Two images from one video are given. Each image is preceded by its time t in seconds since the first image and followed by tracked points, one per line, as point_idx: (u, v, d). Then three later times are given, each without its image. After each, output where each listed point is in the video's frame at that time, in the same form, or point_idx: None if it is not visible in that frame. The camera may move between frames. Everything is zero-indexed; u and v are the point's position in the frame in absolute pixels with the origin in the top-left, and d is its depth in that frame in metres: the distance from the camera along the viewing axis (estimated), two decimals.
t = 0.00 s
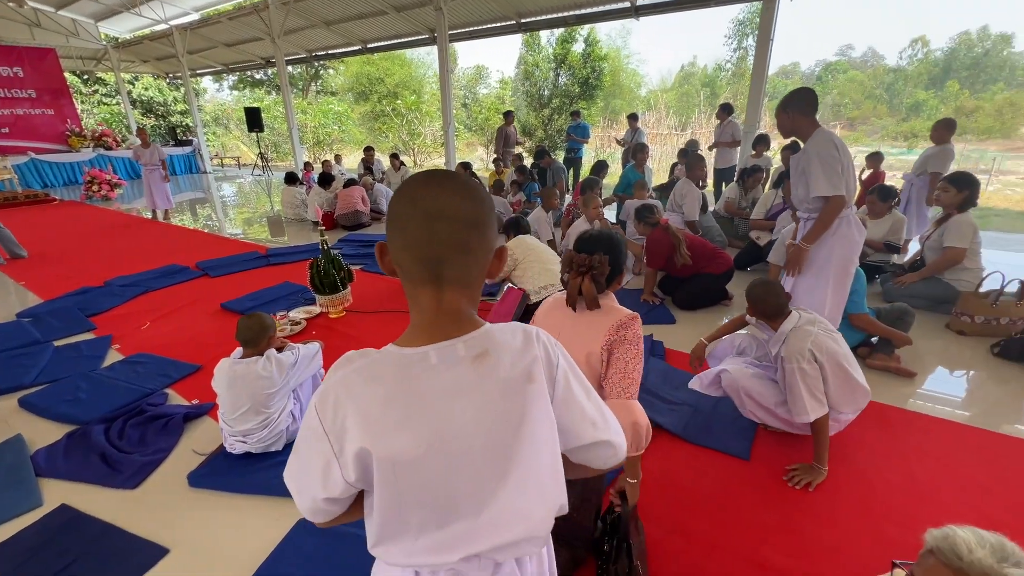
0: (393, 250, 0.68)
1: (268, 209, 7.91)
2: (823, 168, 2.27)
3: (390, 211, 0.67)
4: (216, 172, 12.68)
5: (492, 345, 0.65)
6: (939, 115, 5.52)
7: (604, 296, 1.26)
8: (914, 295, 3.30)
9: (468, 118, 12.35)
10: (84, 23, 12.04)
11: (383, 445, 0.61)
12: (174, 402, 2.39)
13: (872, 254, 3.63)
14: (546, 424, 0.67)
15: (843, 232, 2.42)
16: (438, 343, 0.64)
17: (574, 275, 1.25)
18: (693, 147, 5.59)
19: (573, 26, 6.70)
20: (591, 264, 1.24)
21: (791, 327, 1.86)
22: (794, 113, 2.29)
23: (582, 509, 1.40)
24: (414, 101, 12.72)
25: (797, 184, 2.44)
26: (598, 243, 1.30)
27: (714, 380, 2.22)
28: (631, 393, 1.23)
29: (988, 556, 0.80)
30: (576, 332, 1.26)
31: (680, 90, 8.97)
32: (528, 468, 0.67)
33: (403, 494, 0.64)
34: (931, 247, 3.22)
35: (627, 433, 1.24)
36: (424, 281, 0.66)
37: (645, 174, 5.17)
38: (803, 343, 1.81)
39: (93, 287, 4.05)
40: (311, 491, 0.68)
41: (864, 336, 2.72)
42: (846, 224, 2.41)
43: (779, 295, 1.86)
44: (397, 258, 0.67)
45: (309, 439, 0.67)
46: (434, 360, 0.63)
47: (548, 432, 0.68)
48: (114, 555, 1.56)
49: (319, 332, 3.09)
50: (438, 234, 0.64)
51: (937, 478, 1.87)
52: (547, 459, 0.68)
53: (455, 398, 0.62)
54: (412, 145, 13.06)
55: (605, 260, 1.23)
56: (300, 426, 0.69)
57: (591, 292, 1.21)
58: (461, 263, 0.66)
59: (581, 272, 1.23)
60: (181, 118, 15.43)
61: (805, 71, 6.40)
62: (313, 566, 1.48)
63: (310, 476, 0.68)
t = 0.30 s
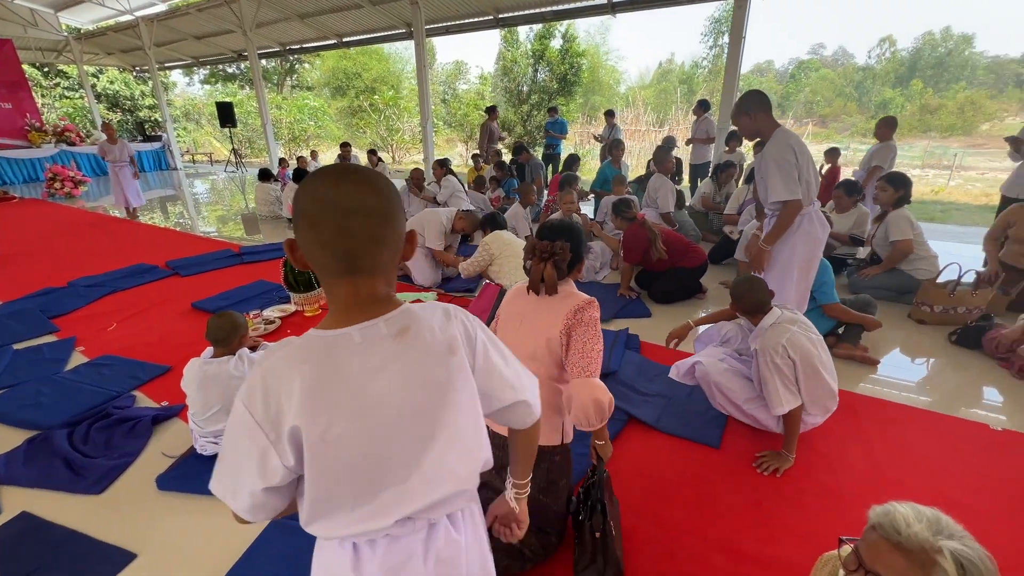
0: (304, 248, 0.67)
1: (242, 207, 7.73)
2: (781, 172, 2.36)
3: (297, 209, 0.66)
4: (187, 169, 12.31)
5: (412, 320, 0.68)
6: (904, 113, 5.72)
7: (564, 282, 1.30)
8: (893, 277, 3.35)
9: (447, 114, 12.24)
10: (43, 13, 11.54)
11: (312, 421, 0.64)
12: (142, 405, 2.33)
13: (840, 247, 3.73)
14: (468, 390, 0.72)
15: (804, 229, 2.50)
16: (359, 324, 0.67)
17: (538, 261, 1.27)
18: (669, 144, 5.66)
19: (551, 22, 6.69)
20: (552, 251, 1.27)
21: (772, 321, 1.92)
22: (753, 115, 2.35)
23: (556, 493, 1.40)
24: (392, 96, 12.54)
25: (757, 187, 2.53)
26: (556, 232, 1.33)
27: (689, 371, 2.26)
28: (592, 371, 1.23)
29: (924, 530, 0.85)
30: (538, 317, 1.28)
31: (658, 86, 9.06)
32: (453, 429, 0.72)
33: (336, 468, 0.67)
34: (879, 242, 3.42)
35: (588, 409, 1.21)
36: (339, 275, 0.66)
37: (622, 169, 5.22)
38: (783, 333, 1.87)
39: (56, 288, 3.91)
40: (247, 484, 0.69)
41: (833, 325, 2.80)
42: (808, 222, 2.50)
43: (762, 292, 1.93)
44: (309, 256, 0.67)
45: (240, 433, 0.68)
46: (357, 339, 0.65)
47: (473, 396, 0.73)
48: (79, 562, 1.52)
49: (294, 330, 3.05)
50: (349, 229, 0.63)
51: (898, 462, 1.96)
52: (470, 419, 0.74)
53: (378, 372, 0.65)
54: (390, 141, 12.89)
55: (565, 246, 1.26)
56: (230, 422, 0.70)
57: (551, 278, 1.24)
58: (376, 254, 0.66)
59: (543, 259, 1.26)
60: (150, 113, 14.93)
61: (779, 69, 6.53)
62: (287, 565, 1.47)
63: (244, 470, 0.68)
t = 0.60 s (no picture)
0: (186, 237, 0.68)
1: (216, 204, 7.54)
2: (747, 175, 2.42)
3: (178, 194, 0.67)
4: (158, 165, 11.95)
5: (291, 313, 0.72)
6: (874, 111, 5.89)
7: (529, 275, 1.31)
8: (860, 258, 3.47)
9: (426, 109, 12.12)
10: None
11: (178, 395, 0.66)
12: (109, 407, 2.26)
13: (811, 241, 3.77)
14: (342, 386, 0.75)
15: (782, 228, 2.54)
16: (236, 309, 0.70)
17: (500, 253, 1.29)
18: (647, 139, 5.72)
19: (530, 17, 6.68)
20: (515, 242, 1.28)
21: (756, 320, 1.94)
22: (712, 125, 2.39)
23: (530, 486, 1.41)
24: (370, 91, 12.36)
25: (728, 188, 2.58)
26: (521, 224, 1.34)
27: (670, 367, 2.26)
28: (561, 363, 1.23)
29: (880, 511, 0.89)
30: (506, 310, 1.30)
31: (638, 83, 9.13)
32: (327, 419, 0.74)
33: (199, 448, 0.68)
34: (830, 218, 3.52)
35: (557, 402, 1.20)
36: (223, 266, 0.69)
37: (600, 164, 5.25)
38: (766, 329, 1.91)
39: (17, 288, 3.76)
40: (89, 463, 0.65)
41: (804, 314, 2.89)
42: (783, 217, 2.54)
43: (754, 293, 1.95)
44: (191, 243, 0.69)
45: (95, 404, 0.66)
46: (231, 323, 0.68)
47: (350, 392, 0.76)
48: (44, 567, 1.48)
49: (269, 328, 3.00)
50: (231, 224, 0.66)
51: (865, 447, 2.03)
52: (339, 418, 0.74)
53: (248, 357, 0.68)
54: (369, 137, 12.73)
55: (527, 238, 1.27)
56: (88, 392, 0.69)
57: (513, 270, 1.26)
58: (262, 248, 0.70)
59: (505, 251, 1.27)
60: (117, 107, 14.42)
61: (755, 67, 6.60)
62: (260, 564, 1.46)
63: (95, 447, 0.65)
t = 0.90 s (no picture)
0: (100, 224, 0.68)
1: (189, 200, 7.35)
2: (724, 170, 2.45)
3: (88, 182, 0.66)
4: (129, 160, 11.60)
5: (220, 303, 0.72)
6: (848, 107, 6.03)
7: (505, 270, 1.32)
8: (822, 246, 3.58)
9: (407, 104, 11.99)
10: None
11: (107, 388, 0.67)
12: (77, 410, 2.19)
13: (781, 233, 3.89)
14: (274, 374, 0.76)
15: (759, 219, 2.59)
16: (161, 298, 0.70)
17: (473, 248, 1.29)
18: (627, 134, 5.76)
19: (511, 11, 6.65)
20: (486, 237, 1.29)
21: (758, 317, 1.95)
22: (691, 121, 2.42)
23: (508, 479, 1.43)
24: (349, 85, 12.15)
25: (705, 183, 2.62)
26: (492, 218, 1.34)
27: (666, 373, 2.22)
28: (542, 361, 1.25)
29: (845, 493, 0.92)
30: (482, 304, 1.30)
31: (619, 78, 9.16)
32: (259, 406, 0.75)
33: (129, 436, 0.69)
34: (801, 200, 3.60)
35: (541, 399, 1.24)
36: (143, 252, 0.69)
37: (580, 159, 5.27)
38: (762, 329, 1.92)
39: None
40: (20, 462, 0.66)
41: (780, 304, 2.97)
42: (759, 209, 2.59)
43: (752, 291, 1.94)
44: (105, 231, 0.68)
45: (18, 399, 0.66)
46: (155, 312, 0.68)
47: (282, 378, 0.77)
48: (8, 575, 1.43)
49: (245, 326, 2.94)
50: (149, 205, 0.66)
51: (835, 434, 2.09)
52: (272, 406, 0.77)
53: (177, 346, 0.69)
54: (349, 132, 12.55)
55: (499, 233, 1.28)
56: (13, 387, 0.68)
57: (485, 264, 1.26)
58: (183, 231, 0.70)
59: (476, 246, 1.28)
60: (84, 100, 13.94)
61: (733, 64, 6.61)
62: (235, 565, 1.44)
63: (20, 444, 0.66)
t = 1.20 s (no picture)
0: (55, 211, 0.66)
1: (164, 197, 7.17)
2: (711, 166, 2.50)
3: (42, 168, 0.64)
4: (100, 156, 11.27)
5: (190, 281, 0.74)
6: (824, 104, 6.17)
7: (487, 263, 1.33)
8: (792, 238, 3.71)
9: (388, 100, 11.84)
10: None
11: (92, 361, 0.65)
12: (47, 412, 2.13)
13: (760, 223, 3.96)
14: (250, 342, 0.81)
15: (744, 216, 2.65)
16: (132, 278, 0.70)
17: (453, 241, 1.30)
18: (609, 130, 5.79)
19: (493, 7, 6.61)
20: (468, 229, 1.29)
21: (753, 318, 1.97)
22: (678, 118, 2.43)
23: (488, 469, 1.43)
24: (329, 80, 11.93)
25: (693, 180, 2.66)
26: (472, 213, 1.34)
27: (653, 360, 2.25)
28: (526, 349, 1.27)
29: (809, 472, 0.95)
30: (461, 295, 1.31)
31: (601, 75, 9.17)
32: (242, 369, 0.79)
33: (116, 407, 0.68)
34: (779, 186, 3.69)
35: (526, 385, 1.26)
36: (101, 239, 0.68)
37: (563, 155, 5.29)
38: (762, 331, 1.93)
39: None
40: None
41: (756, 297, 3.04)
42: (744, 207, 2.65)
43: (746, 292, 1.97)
44: (62, 217, 0.66)
45: None
46: (128, 291, 0.68)
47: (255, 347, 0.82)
48: None
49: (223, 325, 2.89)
50: (112, 191, 0.65)
51: (808, 421, 2.16)
52: (252, 372, 0.81)
53: (158, 317, 0.70)
54: (329, 128, 12.37)
55: (480, 225, 1.28)
56: None
57: (467, 256, 1.27)
58: (143, 218, 0.69)
59: (459, 239, 1.28)
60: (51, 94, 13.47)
61: (714, 61, 6.65)
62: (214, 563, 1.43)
63: None
